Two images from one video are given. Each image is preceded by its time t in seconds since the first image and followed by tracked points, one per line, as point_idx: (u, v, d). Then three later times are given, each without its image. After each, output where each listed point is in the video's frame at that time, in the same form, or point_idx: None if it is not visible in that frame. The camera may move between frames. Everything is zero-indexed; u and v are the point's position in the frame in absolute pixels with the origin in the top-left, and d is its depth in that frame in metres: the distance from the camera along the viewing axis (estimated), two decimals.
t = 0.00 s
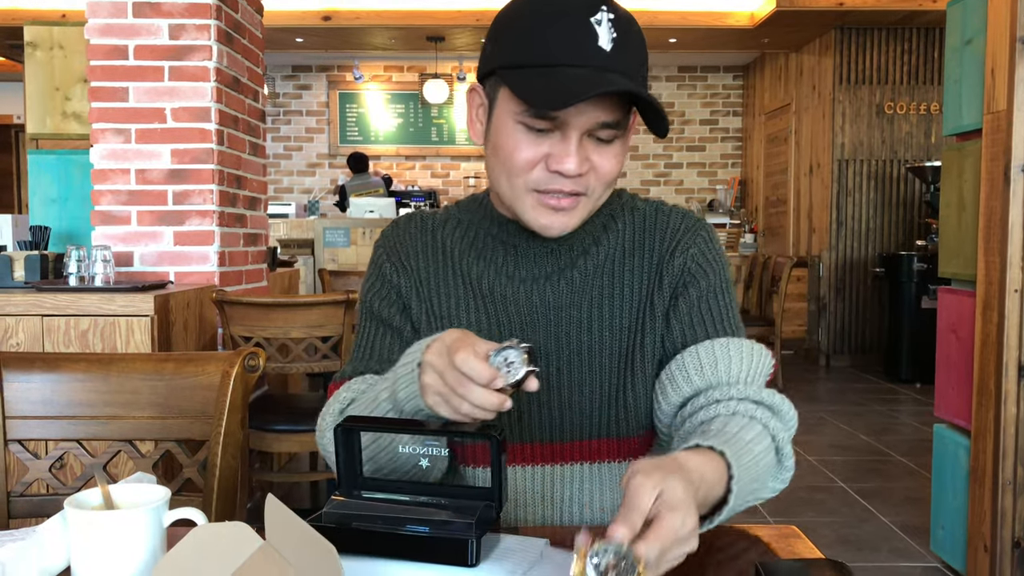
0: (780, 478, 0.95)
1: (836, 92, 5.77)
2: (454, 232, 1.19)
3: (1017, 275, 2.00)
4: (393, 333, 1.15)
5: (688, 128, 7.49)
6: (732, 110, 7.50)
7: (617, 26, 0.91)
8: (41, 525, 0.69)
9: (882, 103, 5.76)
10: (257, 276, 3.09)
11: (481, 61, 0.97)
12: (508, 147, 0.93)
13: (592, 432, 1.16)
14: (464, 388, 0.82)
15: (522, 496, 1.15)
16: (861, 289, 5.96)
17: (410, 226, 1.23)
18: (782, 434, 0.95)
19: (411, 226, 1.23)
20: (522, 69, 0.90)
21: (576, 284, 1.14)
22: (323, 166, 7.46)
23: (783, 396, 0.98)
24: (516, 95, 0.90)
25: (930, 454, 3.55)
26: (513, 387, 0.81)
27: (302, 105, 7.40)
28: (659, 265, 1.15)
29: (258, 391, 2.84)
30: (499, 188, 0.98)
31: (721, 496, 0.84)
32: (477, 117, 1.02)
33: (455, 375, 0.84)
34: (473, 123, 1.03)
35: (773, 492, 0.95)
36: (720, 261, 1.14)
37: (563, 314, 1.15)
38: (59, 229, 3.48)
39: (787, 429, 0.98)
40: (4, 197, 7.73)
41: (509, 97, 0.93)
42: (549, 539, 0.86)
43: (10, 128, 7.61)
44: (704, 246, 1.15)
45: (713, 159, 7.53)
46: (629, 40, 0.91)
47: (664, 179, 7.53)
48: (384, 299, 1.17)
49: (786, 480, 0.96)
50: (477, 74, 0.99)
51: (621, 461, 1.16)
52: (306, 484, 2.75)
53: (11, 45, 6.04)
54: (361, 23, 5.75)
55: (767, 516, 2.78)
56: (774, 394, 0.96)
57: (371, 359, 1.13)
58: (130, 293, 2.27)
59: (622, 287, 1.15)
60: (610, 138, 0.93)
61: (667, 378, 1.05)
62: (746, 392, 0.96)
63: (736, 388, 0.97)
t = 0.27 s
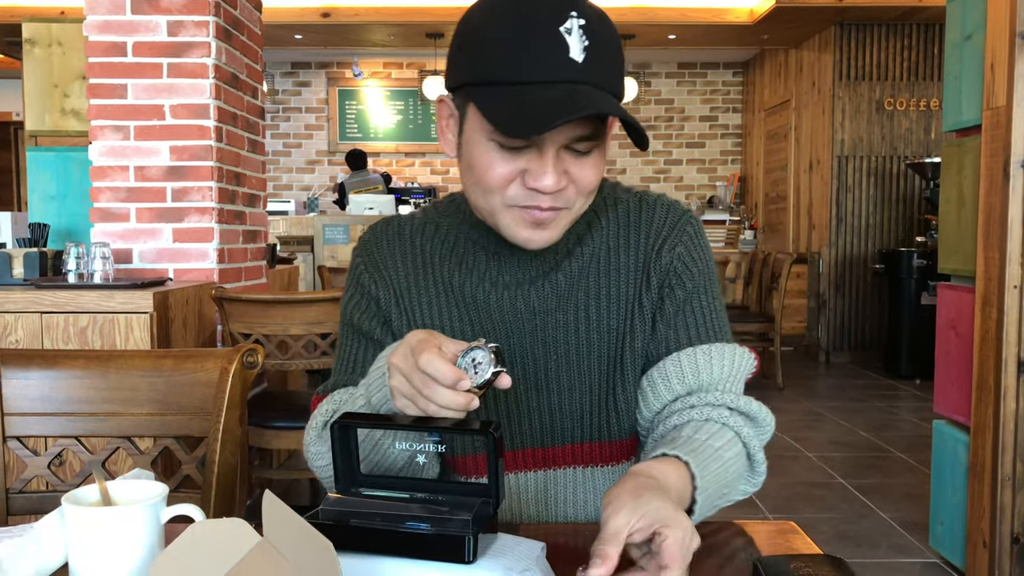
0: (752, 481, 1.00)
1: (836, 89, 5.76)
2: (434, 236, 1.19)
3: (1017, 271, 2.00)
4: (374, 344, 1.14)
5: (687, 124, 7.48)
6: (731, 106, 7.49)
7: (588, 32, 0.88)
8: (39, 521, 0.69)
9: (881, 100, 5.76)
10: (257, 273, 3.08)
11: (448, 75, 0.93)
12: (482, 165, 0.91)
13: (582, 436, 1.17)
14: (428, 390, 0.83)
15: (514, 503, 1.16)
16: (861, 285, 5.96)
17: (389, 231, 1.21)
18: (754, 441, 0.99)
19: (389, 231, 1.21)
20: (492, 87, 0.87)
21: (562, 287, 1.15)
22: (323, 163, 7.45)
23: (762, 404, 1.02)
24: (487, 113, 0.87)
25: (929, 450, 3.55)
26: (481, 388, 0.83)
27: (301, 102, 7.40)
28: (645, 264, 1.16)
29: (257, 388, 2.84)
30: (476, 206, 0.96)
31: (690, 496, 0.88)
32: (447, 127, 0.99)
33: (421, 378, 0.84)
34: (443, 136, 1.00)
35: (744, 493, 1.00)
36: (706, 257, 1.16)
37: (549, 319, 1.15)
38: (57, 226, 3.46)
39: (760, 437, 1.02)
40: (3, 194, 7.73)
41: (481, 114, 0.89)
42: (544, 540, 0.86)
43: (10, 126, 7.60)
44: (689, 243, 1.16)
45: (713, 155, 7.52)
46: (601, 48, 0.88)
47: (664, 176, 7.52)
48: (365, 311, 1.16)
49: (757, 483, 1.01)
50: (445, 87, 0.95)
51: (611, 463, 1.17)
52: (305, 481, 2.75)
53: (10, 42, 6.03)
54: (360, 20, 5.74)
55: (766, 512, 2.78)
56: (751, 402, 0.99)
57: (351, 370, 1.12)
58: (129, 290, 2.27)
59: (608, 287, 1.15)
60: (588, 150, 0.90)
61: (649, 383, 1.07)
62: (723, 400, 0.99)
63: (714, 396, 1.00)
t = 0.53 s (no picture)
0: (741, 466, 1.02)
1: (835, 78, 5.75)
2: (418, 229, 1.18)
3: (1016, 257, 2.00)
4: (363, 340, 1.13)
5: (687, 113, 7.45)
6: (731, 96, 7.47)
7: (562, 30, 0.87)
8: (36, 508, 0.69)
9: (881, 88, 5.74)
10: (256, 264, 3.08)
11: (421, 79, 0.91)
12: (462, 168, 0.89)
13: (575, 427, 1.17)
14: (424, 373, 0.84)
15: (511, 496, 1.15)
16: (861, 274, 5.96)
17: (372, 225, 1.20)
18: (740, 426, 1.03)
19: (371, 225, 1.20)
20: (469, 90, 0.86)
21: (550, 279, 1.14)
22: (322, 154, 7.44)
23: (747, 389, 1.05)
24: (463, 117, 0.85)
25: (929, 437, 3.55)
26: (476, 374, 0.82)
27: (300, 94, 7.38)
28: (634, 250, 1.16)
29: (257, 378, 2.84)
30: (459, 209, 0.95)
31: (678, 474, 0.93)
32: (423, 128, 0.97)
33: (417, 362, 0.85)
34: (420, 138, 0.98)
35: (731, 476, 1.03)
36: (694, 241, 1.16)
37: (538, 311, 1.14)
38: (55, 219, 3.46)
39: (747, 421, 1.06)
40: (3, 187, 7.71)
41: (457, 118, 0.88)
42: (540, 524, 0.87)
43: (7, 118, 7.58)
44: (677, 228, 1.16)
45: (713, 145, 7.51)
46: (575, 44, 0.88)
47: (664, 166, 7.50)
48: (352, 309, 1.15)
49: (746, 468, 1.03)
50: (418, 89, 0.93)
51: (604, 452, 1.18)
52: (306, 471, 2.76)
53: (7, 34, 6.01)
54: (358, 10, 5.72)
55: (766, 500, 2.79)
56: (736, 389, 1.03)
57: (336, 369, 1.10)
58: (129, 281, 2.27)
59: (597, 276, 1.15)
60: (569, 146, 0.89)
61: (642, 374, 1.10)
62: (708, 388, 1.03)
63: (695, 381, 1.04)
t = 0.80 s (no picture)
0: (748, 424, 1.04)
1: (841, 36, 5.66)
2: (416, 191, 1.16)
3: None
4: (362, 302, 1.11)
5: (691, 74, 7.36)
6: (736, 56, 7.38)
7: None
8: (37, 470, 0.69)
9: (888, 46, 5.66)
10: (257, 230, 3.07)
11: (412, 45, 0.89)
12: (458, 134, 0.87)
13: (578, 389, 1.17)
14: (425, 333, 0.83)
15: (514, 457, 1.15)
16: (866, 234, 5.92)
17: (370, 188, 1.19)
18: (749, 386, 1.03)
19: (369, 187, 1.19)
20: (461, 55, 0.84)
21: (552, 239, 1.12)
22: (322, 119, 7.37)
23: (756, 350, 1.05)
24: (457, 83, 0.83)
25: (933, 397, 3.56)
26: (477, 332, 0.82)
27: (299, 58, 7.31)
28: (639, 211, 1.15)
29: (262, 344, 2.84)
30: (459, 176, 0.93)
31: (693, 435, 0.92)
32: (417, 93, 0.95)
33: (417, 322, 0.84)
34: (414, 101, 0.96)
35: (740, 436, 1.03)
36: (700, 203, 1.15)
37: (540, 273, 1.13)
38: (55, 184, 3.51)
39: (754, 380, 1.07)
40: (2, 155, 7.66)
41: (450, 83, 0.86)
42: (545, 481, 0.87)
43: (4, 86, 7.50)
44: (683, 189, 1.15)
45: (717, 106, 7.42)
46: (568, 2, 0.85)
47: (668, 127, 7.42)
48: (351, 271, 1.14)
49: (753, 425, 1.05)
50: (409, 54, 0.91)
51: (609, 414, 1.18)
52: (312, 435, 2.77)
53: None
54: None
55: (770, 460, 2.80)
56: (747, 348, 1.03)
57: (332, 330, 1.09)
58: (130, 247, 2.25)
59: (600, 236, 1.14)
60: (565, 107, 0.87)
61: (649, 336, 1.10)
62: (720, 347, 1.03)
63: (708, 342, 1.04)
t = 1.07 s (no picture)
0: (753, 406, 1.03)
1: (845, 10, 5.61)
2: (423, 165, 1.16)
3: None
4: (368, 276, 1.13)
5: (693, 51, 7.30)
6: (738, 31, 7.31)
7: None
8: (42, 450, 0.69)
9: (892, 21, 5.61)
10: (259, 210, 3.06)
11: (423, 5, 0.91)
12: (467, 95, 0.89)
13: (582, 366, 1.17)
14: (430, 307, 0.83)
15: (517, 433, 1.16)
16: (869, 211, 5.90)
17: (378, 162, 1.19)
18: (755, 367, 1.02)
19: (377, 161, 1.19)
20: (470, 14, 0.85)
21: (558, 216, 1.13)
22: (323, 98, 7.33)
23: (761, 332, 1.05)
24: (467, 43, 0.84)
25: (935, 374, 3.57)
26: (482, 311, 0.81)
27: (299, 36, 7.26)
28: (647, 190, 1.15)
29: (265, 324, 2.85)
30: (468, 138, 0.95)
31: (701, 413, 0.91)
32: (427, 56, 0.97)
33: (423, 296, 0.84)
34: (424, 64, 0.97)
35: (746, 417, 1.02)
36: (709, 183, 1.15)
37: (546, 249, 1.14)
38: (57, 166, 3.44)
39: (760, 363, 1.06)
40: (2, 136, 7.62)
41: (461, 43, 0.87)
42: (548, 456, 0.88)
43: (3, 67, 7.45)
44: (693, 169, 1.14)
45: (720, 83, 7.37)
46: None
47: (670, 105, 7.37)
48: (357, 245, 1.15)
49: (757, 407, 1.04)
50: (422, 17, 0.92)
51: (612, 392, 1.18)
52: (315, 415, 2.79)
53: None
54: None
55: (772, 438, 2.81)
56: (752, 330, 1.03)
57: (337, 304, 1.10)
58: (132, 227, 2.25)
59: (607, 214, 1.14)
60: (575, 68, 0.88)
61: (654, 316, 1.10)
62: (727, 329, 1.02)
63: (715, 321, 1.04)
